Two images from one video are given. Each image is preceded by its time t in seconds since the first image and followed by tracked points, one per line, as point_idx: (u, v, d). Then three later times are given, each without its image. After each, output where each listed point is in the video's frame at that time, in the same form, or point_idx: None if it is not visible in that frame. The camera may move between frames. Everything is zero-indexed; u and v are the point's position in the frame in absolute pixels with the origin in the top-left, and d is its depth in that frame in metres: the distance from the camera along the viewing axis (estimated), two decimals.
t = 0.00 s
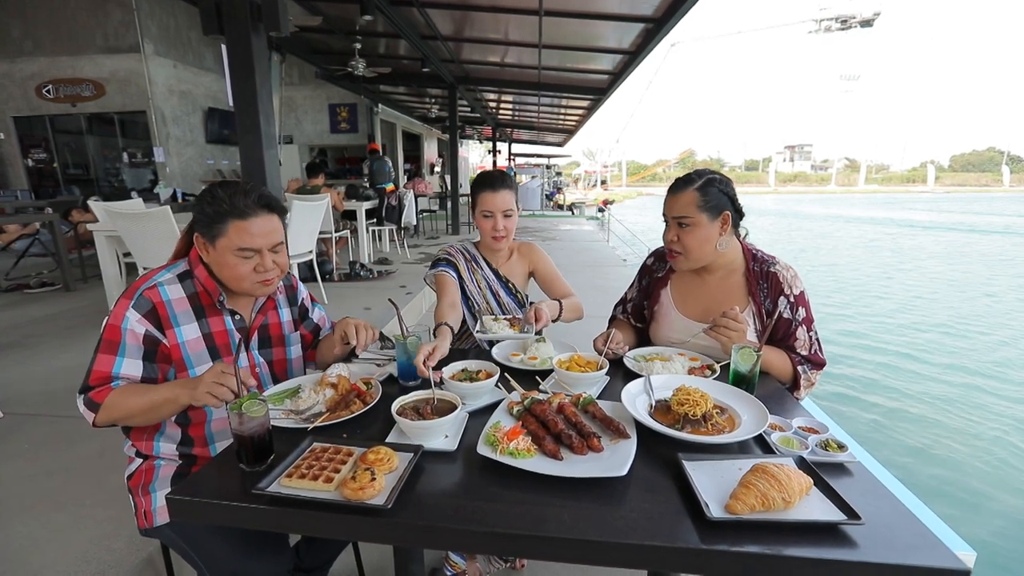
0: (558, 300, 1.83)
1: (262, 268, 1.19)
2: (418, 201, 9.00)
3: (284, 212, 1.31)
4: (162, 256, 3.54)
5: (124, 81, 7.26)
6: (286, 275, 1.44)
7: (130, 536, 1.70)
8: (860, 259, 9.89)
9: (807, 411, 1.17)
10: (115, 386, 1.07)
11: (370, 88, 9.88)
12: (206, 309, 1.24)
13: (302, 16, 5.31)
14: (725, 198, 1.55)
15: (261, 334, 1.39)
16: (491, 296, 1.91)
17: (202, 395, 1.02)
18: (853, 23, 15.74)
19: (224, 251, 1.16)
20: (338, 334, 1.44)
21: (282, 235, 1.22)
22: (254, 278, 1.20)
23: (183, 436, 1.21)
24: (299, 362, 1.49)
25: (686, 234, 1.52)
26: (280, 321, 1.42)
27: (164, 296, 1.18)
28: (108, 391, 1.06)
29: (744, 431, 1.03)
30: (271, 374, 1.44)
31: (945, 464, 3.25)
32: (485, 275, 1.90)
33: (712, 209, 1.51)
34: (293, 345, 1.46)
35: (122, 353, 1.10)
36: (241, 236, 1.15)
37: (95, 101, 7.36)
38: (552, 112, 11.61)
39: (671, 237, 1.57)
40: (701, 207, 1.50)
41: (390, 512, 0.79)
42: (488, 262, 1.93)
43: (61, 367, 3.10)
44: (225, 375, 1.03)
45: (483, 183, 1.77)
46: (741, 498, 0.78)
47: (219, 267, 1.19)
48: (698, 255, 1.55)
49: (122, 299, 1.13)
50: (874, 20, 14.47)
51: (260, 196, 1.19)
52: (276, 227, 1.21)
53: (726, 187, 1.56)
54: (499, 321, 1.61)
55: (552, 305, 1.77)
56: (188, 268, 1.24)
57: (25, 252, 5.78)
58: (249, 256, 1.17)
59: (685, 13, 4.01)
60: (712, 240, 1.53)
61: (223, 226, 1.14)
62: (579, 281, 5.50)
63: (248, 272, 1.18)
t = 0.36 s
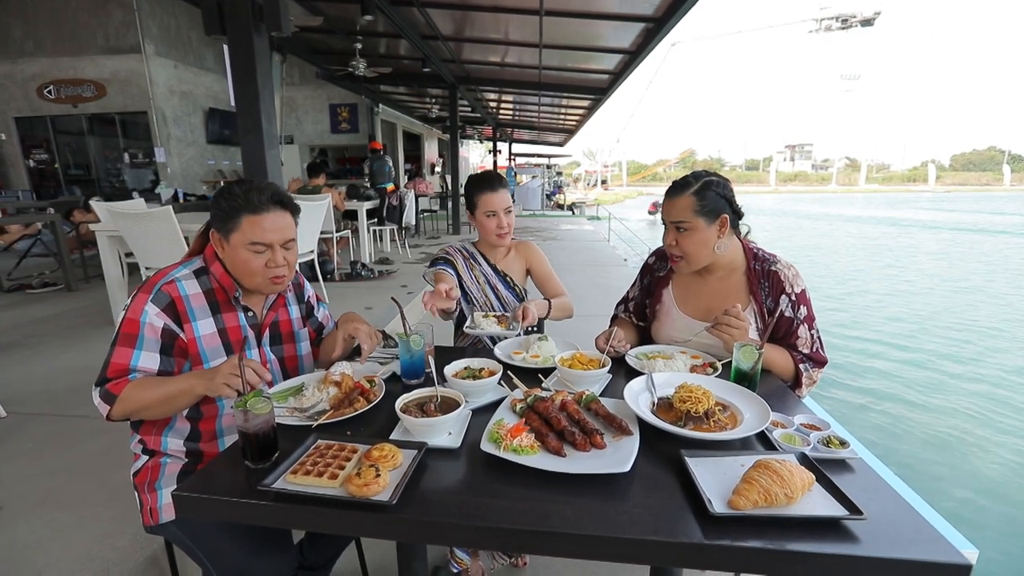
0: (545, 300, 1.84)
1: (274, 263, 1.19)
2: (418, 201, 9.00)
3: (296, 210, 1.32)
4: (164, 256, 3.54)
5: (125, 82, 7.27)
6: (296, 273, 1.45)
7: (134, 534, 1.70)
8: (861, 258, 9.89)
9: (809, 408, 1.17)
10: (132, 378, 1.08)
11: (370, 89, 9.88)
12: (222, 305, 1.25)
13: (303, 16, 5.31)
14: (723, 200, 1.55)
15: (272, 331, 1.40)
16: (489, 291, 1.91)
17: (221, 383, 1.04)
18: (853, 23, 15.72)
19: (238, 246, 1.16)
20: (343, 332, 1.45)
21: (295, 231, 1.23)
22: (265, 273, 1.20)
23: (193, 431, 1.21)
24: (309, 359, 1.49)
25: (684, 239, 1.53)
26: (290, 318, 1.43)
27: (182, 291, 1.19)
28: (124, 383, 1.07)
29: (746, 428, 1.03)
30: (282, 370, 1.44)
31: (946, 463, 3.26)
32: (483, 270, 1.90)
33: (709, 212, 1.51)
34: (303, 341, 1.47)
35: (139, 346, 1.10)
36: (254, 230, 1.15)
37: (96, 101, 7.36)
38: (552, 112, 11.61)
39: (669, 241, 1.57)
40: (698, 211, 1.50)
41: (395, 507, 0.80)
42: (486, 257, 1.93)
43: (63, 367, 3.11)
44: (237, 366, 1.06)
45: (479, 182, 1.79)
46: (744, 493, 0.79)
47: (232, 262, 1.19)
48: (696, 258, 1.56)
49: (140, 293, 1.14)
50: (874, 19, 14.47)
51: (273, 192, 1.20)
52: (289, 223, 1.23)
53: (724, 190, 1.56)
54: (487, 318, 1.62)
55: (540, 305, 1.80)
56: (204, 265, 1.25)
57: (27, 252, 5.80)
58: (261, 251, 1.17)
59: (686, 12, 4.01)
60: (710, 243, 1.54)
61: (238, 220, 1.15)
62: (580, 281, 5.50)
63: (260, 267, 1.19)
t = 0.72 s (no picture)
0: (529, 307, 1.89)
1: (277, 260, 1.20)
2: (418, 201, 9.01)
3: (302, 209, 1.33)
4: (164, 256, 3.55)
5: (125, 82, 7.27)
6: (300, 273, 1.46)
7: (136, 532, 1.71)
8: (860, 259, 9.91)
9: (808, 407, 1.18)
10: (135, 375, 1.09)
11: (370, 89, 9.88)
12: (228, 303, 1.26)
13: (303, 16, 5.32)
14: (724, 199, 1.56)
15: (277, 330, 1.41)
16: (486, 290, 1.92)
17: (218, 388, 1.05)
18: (853, 23, 15.73)
19: (242, 242, 1.17)
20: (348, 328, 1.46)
21: (299, 229, 1.24)
22: (268, 270, 1.21)
23: (197, 429, 1.22)
24: (313, 358, 1.50)
25: (684, 236, 1.54)
26: (294, 317, 1.44)
27: (189, 290, 1.20)
28: (127, 379, 1.08)
29: (746, 426, 1.04)
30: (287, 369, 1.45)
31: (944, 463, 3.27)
32: (479, 271, 1.91)
33: (710, 209, 1.52)
34: (307, 340, 1.48)
35: (144, 344, 1.11)
36: (259, 226, 1.16)
37: (95, 101, 7.36)
38: (552, 112, 11.62)
39: (669, 238, 1.58)
40: (699, 208, 1.51)
41: (399, 504, 0.81)
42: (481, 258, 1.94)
43: (64, 366, 3.11)
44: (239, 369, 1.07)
45: (475, 189, 1.78)
46: (744, 491, 0.80)
47: (237, 260, 1.20)
48: (695, 255, 1.57)
49: (148, 291, 1.15)
50: (873, 20, 14.49)
51: (278, 191, 1.22)
52: (294, 222, 1.24)
53: (725, 188, 1.57)
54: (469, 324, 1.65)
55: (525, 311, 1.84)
56: (212, 264, 1.26)
57: (27, 252, 5.80)
58: (265, 247, 1.18)
59: (685, 13, 4.02)
60: (710, 241, 1.55)
61: (242, 217, 1.16)
62: (580, 281, 5.51)
63: (262, 263, 1.19)
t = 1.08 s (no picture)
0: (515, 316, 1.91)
1: (286, 261, 1.22)
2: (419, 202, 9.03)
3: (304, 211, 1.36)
4: (167, 257, 3.56)
5: (127, 83, 7.30)
6: (303, 275, 1.47)
7: (142, 531, 1.73)
8: (859, 259, 9.92)
9: (805, 408, 1.20)
10: (141, 382, 1.11)
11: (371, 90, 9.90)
12: (232, 308, 1.27)
13: (305, 19, 5.34)
14: (727, 199, 1.58)
15: (281, 333, 1.42)
16: (481, 293, 1.93)
17: (215, 394, 1.05)
18: (853, 23, 15.74)
19: (250, 245, 1.19)
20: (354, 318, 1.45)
21: (305, 230, 1.26)
22: (279, 271, 1.23)
23: (203, 433, 1.24)
24: (317, 360, 1.52)
25: (687, 233, 1.55)
26: (297, 320, 1.46)
27: (194, 296, 1.21)
28: (133, 387, 1.10)
29: (745, 427, 1.06)
30: (291, 371, 1.47)
31: (942, 463, 3.29)
32: (473, 274, 1.93)
33: (714, 208, 1.54)
34: (310, 342, 1.50)
35: (149, 351, 1.13)
36: (266, 229, 1.18)
37: (97, 103, 7.39)
38: (552, 113, 11.63)
39: (672, 235, 1.60)
40: (703, 206, 1.53)
41: (403, 503, 0.83)
42: (477, 263, 1.96)
43: (66, 367, 3.12)
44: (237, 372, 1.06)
45: (469, 194, 1.81)
46: (742, 489, 0.81)
47: (244, 263, 1.21)
48: (697, 253, 1.59)
49: (152, 298, 1.16)
50: (873, 20, 14.49)
51: (283, 193, 1.24)
52: (299, 224, 1.26)
53: (728, 188, 1.59)
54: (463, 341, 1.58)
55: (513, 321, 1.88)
56: (215, 269, 1.27)
57: (29, 253, 5.82)
58: (274, 248, 1.20)
59: (685, 15, 4.04)
60: (711, 239, 1.57)
61: (249, 220, 1.18)
62: (580, 281, 5.53)
63: (273, 264, 1.21)
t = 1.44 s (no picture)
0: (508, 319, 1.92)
1: (290, 263, 1.24)
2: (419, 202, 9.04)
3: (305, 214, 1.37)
4: (169, 258, 3.58)
5: (127, 83, 7.31)
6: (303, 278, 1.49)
7: (145, 531, 1.74)
8: (858, 259, 9.94)
9: (802, 408, 1.21)
10: (142, 386, 1.12)
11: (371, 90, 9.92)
12: (233, 311, 1.29)
13: (305, 20, 5.35)
14: (729, 201, 1.59)
15: (281, 335, 1.44)
16: (476, 295, 1.94)
17: (210, 391, 1.05)
18: (852, 24, 15.75)
19: (255, 248, 1.20)
20: (357, 289, 1.46)
21: (308, 233, 1.28)
22: (280, 274, 1.24)
23: (206, 434, 1.25)
24: (317, 361, 1.54)
25: (689, 233, 1.57)
26: (298, 322, 1.47)
27: (194, 299, 1.22)
28: (135, 391, 1.11)
29: (742, 427, 1.07)
30: (291, 373, 1.48)
31: (940, 462, 3.31)
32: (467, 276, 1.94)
33: (716, 209, 1.55)
34: (311, 344, 1.52)
35: (150, 354, 1.14)
36: (271, 232, 1.20)
37: (98, 103, 7.40)
38: (552, 113, 11.64)
39: (673, 235, 1.61)
40: (705, 207, 1.54)
41: (405, 502, 0.84)
42: (471, 265, 1.97)
43: (68, 368, 3.13)
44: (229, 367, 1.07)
45: (459, 196, 1.80)
46: (738, 488, 0.83)
47: (248, 266, 1.23)
48: (698, 254, 1.60)
49: (153, 302, 1.17)
50: (873, 20, 14.50)
51: (286, 197, 1.26)
52: (301, 226, 1.28)
53: (730, 190, 1.61)
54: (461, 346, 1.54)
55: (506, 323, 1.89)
56: (215, 272, 1.28)
57: (31, 253, 5.84)
58: (278, 251, 1.22)
59: (685, 16, 4.05)
60: (712, 240, 1.58)
61: (252, 224, 1.19)
62: (580, 282, 5.54)
63: (275, 267, 1.22)
